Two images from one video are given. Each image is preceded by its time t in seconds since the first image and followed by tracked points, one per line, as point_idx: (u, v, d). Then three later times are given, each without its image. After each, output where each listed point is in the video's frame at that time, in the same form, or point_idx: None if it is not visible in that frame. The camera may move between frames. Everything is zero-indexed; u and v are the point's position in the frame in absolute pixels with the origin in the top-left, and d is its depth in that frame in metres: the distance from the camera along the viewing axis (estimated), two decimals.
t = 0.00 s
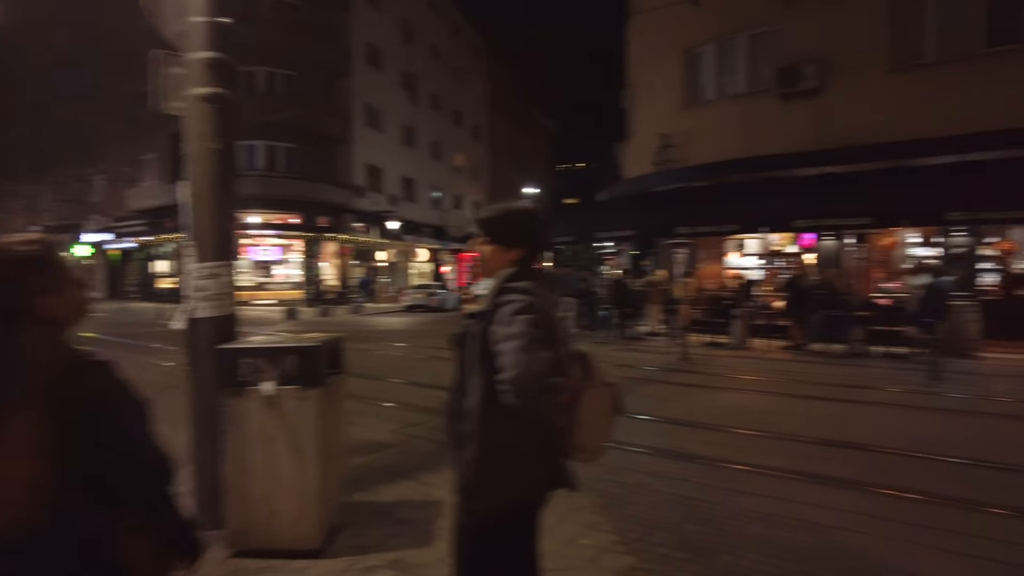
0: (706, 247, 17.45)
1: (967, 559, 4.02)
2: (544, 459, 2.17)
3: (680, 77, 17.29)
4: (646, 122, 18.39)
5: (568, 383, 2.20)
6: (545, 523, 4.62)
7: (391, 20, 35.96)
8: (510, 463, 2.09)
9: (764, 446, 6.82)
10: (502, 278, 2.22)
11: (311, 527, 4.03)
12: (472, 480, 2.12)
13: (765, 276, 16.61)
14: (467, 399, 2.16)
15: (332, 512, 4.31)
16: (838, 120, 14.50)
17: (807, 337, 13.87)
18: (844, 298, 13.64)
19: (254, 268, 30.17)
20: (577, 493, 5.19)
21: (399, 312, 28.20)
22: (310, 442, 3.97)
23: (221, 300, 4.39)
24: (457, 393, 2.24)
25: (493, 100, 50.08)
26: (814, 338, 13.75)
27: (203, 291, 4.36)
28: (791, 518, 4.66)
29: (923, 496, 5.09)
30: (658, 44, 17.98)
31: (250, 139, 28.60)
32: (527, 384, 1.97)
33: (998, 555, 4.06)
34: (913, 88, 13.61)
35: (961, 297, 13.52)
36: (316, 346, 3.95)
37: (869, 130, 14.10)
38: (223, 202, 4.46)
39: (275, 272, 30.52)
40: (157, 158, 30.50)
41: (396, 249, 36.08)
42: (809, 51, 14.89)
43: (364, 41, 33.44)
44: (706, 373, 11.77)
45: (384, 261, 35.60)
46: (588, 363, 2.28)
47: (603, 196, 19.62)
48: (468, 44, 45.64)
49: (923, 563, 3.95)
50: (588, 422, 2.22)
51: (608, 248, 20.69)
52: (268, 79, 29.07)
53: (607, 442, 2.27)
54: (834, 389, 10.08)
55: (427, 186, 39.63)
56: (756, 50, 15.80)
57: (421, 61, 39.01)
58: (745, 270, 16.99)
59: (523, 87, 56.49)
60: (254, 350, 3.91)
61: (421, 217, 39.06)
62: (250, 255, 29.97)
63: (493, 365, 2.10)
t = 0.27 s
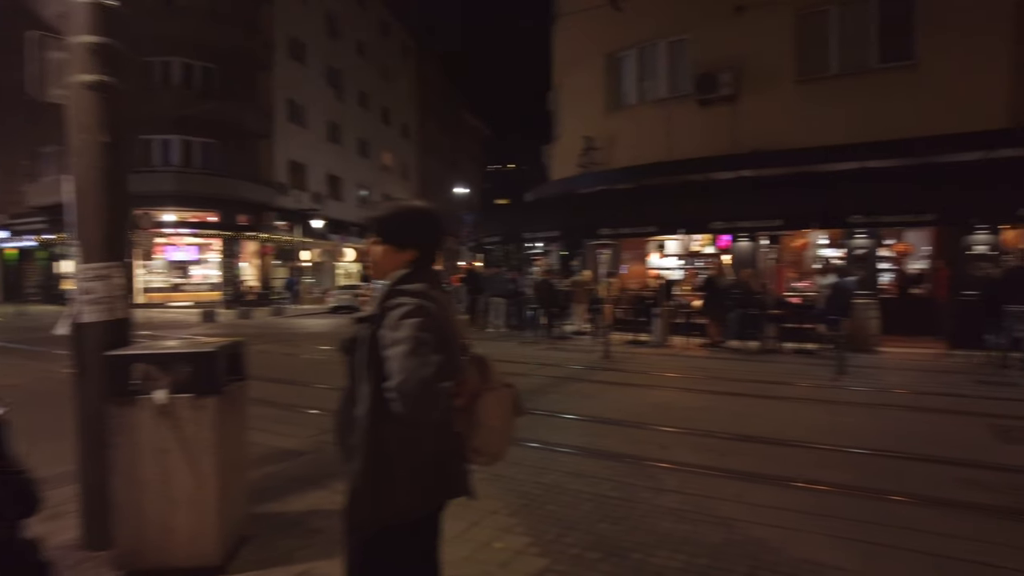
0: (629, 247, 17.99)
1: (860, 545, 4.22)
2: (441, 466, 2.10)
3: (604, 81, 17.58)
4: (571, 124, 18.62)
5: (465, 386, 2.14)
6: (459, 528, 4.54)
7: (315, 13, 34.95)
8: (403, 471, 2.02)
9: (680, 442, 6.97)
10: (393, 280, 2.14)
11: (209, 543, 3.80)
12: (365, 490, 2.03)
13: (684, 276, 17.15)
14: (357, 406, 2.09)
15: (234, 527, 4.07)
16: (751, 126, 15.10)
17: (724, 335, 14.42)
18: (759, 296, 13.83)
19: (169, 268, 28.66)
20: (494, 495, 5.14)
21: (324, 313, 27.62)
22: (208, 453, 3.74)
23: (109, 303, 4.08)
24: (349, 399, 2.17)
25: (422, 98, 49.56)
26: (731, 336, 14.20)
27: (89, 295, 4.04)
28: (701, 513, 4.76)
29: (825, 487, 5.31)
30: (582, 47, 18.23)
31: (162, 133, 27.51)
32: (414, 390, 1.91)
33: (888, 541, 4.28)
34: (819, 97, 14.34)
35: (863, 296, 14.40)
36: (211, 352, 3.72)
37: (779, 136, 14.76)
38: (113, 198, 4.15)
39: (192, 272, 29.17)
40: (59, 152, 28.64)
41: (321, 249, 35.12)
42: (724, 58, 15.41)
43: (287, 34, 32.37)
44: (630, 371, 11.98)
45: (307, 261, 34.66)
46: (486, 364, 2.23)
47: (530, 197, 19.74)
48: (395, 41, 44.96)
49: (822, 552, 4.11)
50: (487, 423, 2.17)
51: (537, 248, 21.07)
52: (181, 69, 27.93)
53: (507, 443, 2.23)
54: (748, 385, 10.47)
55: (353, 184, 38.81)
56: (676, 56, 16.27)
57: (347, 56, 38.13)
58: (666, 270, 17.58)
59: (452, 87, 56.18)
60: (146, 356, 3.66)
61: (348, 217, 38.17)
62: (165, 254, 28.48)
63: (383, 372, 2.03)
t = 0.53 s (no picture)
0: (570, 247, 18.20)
1: (787, 540, 4.31)
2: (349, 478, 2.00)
3: (545, 81, 17.65)
4: (513, 124, 18.62)
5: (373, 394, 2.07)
6: (389, 535, 4.40)
7: (253, 4, 33.79)
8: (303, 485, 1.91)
9: (616, 441, 7.00)
10: (298, 279, 2.03)
11: (116, 563, 3.53)
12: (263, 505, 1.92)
13: (623, 276, 17.37)
14: (258, 415, 1.98)
15: (145, 542, 3.79)
16: (687, 129, 15.42)
17: (660, 333, 14.66)
18: (694, 295, 14.21)
19: (95, 268, 27.35)
20: (427, 500, 5.02)
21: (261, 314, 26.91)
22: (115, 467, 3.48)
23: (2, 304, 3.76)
24: (249, 408, 2.05)
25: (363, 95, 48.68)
26: (668, 335, 14.39)
27: None
28: (635, 512, 4.76)
29: (756, 484, 5.40)
30: (523, 46, 18.24)
31: (87, 125, 26.14)
32: (317, 398, 1.80)
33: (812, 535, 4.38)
34: (752, 102, 14.77)
35: (795, 294, 14.80)
36: (119, 357, 3.47)
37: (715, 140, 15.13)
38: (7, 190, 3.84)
39: (120, 272, 27.94)
40: None
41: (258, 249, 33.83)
42: (662, 62, 15.69)
43: (222, 26, 31.15)
44: (571, 370, 12.01)
45: (244, 260, 33.34)
46: (394, 373, 2.15)
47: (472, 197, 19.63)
48: (336, 36, 44.01)
49: (751, 548, 4.17)
50: (396, 435, 2.08)
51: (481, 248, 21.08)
52: (107, 59, 26.39)
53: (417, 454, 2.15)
54: (684, 382, 10.66)
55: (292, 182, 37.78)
56: (615, 59, 16.48)
57: (285, 50, 37.05)
58: (605, 270, 17.78)
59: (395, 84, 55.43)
60: (43, 361, 3.38)
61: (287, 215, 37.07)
62: (91, 253, 26.95)
63: (282, 378, 1.93)
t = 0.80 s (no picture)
0: (518, 248, 18.14)
1: (725, 541, 4.30)
2: (255, 499, 1.79)
3: (491, 80, 17.54)
4: (459, 123, 18.44)
5: (283, 406, 1.84)
6: (320, 548, 4.20)
7: None
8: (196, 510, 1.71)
9: (560, 443, 6.93)
10: (191, 280, 1.87)
11: None
12: (155, 531, 1.73)
13: (570, 276, 17.42)
14: (148, 432, 1.79)
15: (48, 564, 3.46)
16: (632, 130, 15.55)
17: (605, 333, 14.68)
18: (637, 295, 14.41)
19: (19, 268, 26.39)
20: (361, 511, 4.82)
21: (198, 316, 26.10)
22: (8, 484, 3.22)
23: None
24: (140, 424, 1.85)
25: (307, 90, 47.49)
26: (613, 334, 14.49)
27: None
28: (575, 517, 4.68)
29: (699, 484, 5.41)
30: (470, 44, 18.09)
31: (9, 115, 24.85)
32: (208, 408, 1.62)
33: (749, 535, 4.39)
34: (694, 105, 15.02)
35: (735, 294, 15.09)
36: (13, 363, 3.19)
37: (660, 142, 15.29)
38: None
39: (46, 272, 26.84)
40: None
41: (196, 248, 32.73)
42: (608, 63, 15.78)
43: (159, 15, 29.61)
44: (517, 371, 11.91)
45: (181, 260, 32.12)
46: (309, 381, 1.93)
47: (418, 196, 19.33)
48: (280, 29, 42.77)
49: (689, 551, 4.15)
50: (310, 449, 1.86)
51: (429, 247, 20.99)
52: (28, 45, 25.08)
53: (335, 470, 1.95)
54: (628, 382, 10.70)
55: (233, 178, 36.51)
56: (561, 60, 16.50)
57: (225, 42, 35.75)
58: (552, 270, 17.77)
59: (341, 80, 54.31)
60: None
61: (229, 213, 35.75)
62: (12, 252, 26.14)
63: (174, 391, 1.75)
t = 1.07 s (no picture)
0: (462, 248, 17.90)
1: (663, 544, 4.31)
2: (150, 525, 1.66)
3: (435, 79, 17.36)
4: (403, 121, 18.15)
5: (189, 422, 1.73)
6: (247, 565, 3.98)
7: None
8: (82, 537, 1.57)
9: (503, 446, 6.85)
10: (80, 284, 1.73)
11: None
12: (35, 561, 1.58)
13: (515, 277, 17.40)
14: (26, 452, 1.64)
15: None
16: (575, 132, 15.63)
17: (549, 333, 14.67)
18: (580, 295, 14.37)
19: None
20: (293, 524, 4.62)
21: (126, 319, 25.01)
22: None
23: None
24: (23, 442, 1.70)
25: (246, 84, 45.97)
26: (556, 334, 14.49)
27: None
28: (515, 524, 4.60)
29: (641, 487, 5.41)
30: (413, 41, 17.83)
31: None
32: (90, 435, 1.50)
33: (686, 537, 4.41)
34: (636, 109, 15.21)
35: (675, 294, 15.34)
36: None
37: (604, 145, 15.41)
38: None
39: None
40: None
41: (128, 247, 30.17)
42: (552, 65, 15.80)
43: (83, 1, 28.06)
44: (461, 373, 11.77)
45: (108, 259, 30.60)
46: (219, 395, 1.81)
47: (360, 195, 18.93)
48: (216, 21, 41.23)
49: (628, 555, 4.13)
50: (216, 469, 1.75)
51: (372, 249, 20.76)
52: None
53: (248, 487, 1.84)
54: (572, 383, 10.73)
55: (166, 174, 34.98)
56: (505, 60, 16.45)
57: (157, 32, 34.20)
58: (497, 270, 17.68)
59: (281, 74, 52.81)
60: None
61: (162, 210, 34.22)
62: None
63: (53, 414, 1.63)
